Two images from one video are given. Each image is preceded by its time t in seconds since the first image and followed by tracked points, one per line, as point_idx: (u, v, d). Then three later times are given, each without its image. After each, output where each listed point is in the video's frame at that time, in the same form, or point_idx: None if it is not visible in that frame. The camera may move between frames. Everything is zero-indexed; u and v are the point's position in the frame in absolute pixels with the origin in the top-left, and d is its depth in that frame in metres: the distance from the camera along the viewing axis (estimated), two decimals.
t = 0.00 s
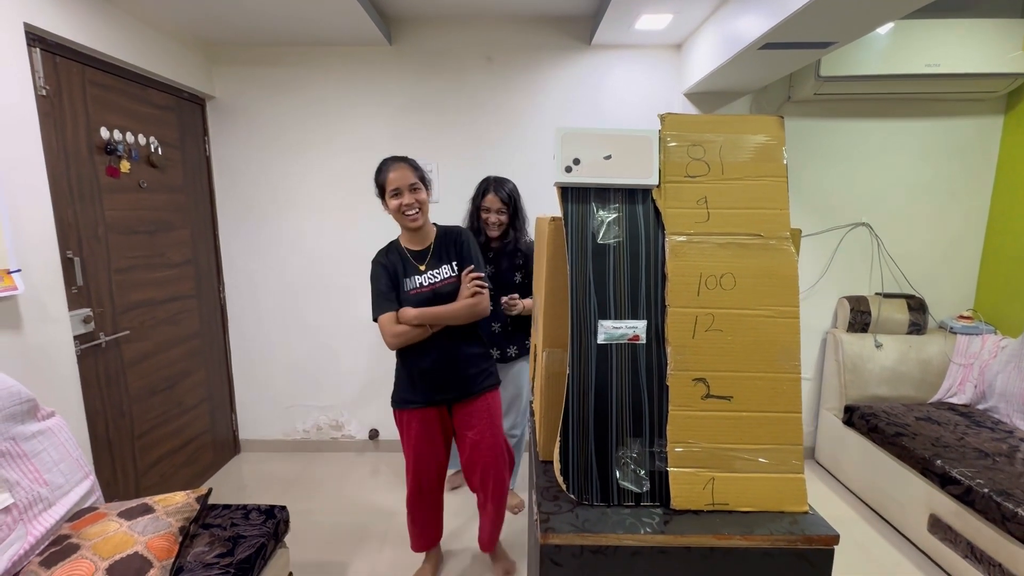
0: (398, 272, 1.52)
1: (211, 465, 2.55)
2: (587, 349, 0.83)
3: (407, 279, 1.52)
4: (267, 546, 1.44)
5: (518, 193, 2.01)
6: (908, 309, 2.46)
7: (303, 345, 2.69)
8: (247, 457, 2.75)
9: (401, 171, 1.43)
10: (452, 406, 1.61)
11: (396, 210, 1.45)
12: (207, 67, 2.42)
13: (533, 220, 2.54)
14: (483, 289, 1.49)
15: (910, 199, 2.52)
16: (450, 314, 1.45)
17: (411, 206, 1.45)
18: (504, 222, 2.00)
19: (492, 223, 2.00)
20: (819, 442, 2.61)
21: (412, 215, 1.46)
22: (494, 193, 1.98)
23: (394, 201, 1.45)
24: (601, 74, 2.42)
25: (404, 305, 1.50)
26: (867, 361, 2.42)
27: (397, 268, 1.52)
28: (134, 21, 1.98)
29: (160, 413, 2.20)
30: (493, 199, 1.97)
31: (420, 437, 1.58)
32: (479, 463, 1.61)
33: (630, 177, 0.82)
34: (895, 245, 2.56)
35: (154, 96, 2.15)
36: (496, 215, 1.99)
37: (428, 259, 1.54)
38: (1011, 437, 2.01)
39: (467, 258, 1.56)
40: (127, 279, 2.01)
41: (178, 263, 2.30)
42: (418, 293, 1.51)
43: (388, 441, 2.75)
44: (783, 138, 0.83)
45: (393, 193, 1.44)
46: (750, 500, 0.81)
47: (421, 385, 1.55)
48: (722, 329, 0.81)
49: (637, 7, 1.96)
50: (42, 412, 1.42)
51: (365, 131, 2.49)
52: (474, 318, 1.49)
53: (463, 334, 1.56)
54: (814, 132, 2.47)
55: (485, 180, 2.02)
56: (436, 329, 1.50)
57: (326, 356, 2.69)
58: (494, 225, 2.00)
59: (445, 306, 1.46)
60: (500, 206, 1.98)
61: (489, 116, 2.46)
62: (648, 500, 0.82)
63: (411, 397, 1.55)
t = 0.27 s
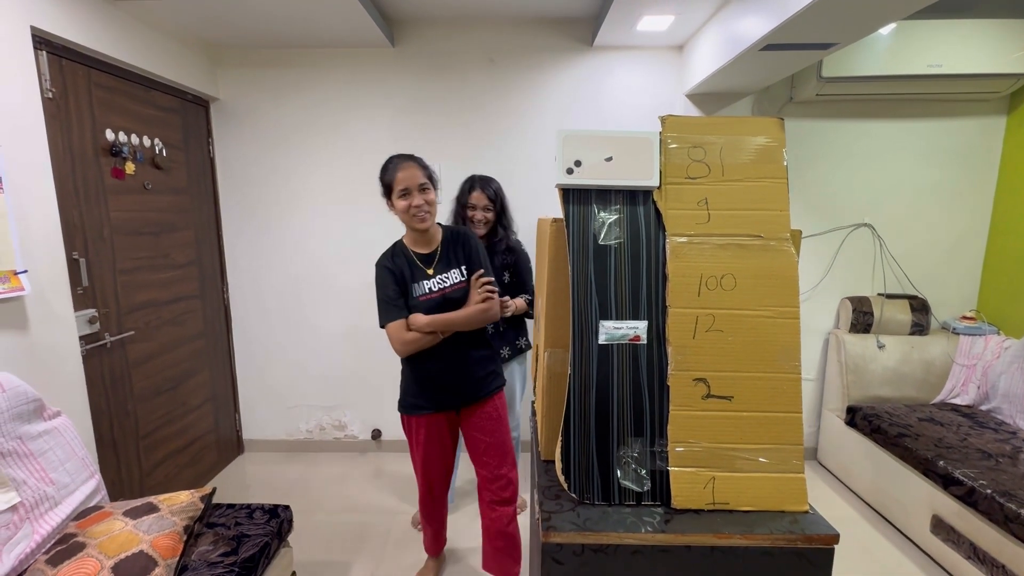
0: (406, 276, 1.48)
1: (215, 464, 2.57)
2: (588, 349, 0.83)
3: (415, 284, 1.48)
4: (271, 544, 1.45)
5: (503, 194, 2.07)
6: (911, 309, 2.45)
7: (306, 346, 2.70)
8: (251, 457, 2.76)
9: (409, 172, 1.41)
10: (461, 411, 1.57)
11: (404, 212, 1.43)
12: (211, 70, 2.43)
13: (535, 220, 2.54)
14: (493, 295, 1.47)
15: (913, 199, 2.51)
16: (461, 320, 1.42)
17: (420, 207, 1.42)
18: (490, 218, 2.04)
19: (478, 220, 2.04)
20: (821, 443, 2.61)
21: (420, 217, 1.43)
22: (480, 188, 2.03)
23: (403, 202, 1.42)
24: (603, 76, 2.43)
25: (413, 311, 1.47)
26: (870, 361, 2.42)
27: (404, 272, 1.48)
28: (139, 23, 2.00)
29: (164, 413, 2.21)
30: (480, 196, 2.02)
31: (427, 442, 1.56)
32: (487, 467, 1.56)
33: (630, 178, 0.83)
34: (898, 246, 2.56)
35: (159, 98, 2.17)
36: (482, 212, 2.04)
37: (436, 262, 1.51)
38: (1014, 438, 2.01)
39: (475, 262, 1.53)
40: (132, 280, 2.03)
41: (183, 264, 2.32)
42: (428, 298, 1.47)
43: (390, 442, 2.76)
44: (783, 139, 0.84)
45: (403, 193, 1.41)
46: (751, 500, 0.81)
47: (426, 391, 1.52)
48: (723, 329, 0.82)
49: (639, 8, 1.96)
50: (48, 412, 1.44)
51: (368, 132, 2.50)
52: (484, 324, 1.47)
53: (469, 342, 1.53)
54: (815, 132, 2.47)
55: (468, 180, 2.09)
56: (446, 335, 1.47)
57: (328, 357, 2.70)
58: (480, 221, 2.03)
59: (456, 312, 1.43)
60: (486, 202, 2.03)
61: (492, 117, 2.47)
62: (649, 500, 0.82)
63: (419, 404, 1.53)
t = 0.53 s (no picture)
0: (438, 280, 1.44)
1: (217, 465, 2.57)
2: (589, 351, 0.83)
3: (446, 288, 1.44)
4: (273, 546, 1.45)
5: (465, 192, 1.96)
6: (914, 311, 2.45)
7: (308, 347, 2.70)
8: (253, 458, 2.76)
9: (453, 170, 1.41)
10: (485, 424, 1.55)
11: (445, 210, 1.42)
12: (214, 72, 2.44)
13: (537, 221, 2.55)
14: (526, 306, 1.41)
15: (916, 200, 2.51)
16: (491, 329, 1.39)
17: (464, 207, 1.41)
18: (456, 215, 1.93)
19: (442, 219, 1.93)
20: (824, 445, 2.60)
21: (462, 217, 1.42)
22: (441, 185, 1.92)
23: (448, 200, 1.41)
24: (605, 77, 2.43)
25: (442, 317, 1.44)
26: (872, 363, 2.41)
27: (436, 276, 1.44)
28: (142, 26, 2.01)
29: (167, 414, 2.22)
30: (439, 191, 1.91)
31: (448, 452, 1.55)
32: (509, 483, 1.53)
33: (631, 181, 0.83)
34: (901, 247, 2.55)
35: (162, 100, 2.18)
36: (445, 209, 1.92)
37: (469, 267, 1.47)
38: (1019, 440, 2.00)
39: (510, 270, 1.50)
40: (135, 281, 2.03)
41: (185, 265, 2.32)
42: (460, 305, 1.44)
43: (392, 443, 2.76)
44: (785, 141, 0.84)
45: (447, 191, 1.41)
46: (751, 502, 0.81)
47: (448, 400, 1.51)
48: (724, 331, 0.82)
49: (640, 10, 1.96)
50: (51, 413, 1.45)
51: (370, 134, 2.50)
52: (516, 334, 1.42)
53: (496, 354, 1.51)
54: (818, 134, 2.46)
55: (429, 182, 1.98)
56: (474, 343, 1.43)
57: (330, 358, 2.71)
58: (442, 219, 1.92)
59: (487, 320, 1.39)
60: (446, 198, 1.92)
61: (494, 119, 2.47)
62: (650, 502, 0.82)
63: (443, 413, 1.51)
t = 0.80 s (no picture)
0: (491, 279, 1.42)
1: (220, 466, 2.58)
2: (592, 353, 0.83)
3: (499, 287, 1.43)
4: (275, 547, 1.45)
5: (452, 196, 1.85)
6: (917, 312, 2.43)
7: (311, 348, 2.71)
8: (255, 459, 2.77)
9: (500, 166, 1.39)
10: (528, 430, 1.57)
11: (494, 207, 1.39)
12: (218, 74, 2.45)
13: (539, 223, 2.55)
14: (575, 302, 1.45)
15: (920, 201, 2.50)
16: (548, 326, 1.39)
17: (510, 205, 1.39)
18: (447, 220, 1.82)
19: (433, 224, 1.82)
20: (828, 447, 2.59)
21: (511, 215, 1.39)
22: (428, 189, 1.80)
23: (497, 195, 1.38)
24: (607, 78, 2.43)
25: (498, 315, 1.42)
26: (876, 365, 2.40)
27: (487, 275, 1.42)
28: (146, 29, 2.02)
29: (170, 415, 2.22)
30: (426, 195, 1.79)
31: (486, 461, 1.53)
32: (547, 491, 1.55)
33: (634, 182, 0.83)
34: (904, 248, 2.54)
35: (166, 102, 2.19)
36: (434, 213, 1.80)
37: (515, 266, 1.49)
38: None
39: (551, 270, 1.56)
40: (138, 283, 2.04)
41: (189, 266, 2.33)
42: (513, 302, 1.44)
43: (394, 444, 2.76)
44: (787, 143, 0.84)
45: (500, 186, 1.36)
46: (754, 504, 0.81)
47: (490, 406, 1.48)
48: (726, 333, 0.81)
49: (642, 11, 1.96)
50: (55, 414, 1.45)
51: (372, 135, 2.51)
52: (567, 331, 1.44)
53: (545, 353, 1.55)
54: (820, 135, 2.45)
55: (411, 185, 1.85)
56: (528, 342, 1.43)
57: (333, 359, 2.71)
58: (433, 225, 1.81)
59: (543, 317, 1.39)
60: (435, 203, 1.80)
61: (496, 120, 2.48)
62: (652, 504, 0.82)
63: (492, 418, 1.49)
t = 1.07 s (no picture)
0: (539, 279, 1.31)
1: (222, 466, 2.58)
2: (594, 353, 0.83)
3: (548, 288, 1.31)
4: (278, 546, 1.45)
5: (463, 198, 1.78)
6: (921, 313, 2.44)
7: (313, 347, 2.71)
8: (257, 459, 2.77)
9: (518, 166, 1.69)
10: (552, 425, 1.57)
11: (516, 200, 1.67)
12: (221, 75, 2.46)
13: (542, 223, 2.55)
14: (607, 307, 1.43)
15: (923, 202, 2.49)
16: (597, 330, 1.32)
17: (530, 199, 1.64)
18: (457, 224, 1.75)
19: (440, 228, 1.74)
20: (831, 448, 2.58)
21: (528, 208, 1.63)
22: (437, 192, 1.73)
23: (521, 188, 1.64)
24: (609, 79, 2.43)
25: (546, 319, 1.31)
26: (880, 366, 2.38)
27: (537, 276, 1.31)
28: (150, 30, 2.03)
29: (174, 415, 2.23)
30: (435, 198, 1.72)
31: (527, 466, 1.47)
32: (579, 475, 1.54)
33: (637, 182, 0.83)
34: (908, 249, 2.53)
35: (169, 104, 2.20)
36: (443, 216, 1.73)
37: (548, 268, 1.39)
38: None
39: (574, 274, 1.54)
40: (142, 283, 2.05)
41: (192, 267, 2.34)
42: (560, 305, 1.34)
43: (397, 444, 2.76)
44: (791, 143, 0.84)
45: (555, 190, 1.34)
46: (757, 505, 0.81)
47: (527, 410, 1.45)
48: (730, 334, 0.81)
49: (645, 12, 1.96)
50: (58, 414, 1.46)
51: (375, 136, 2.52)
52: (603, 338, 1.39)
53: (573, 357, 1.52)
54: (823, 135, 2.45)
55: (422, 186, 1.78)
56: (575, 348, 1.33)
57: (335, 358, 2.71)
58: (442, 229, 1.73)
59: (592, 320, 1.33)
60: (445, 205, 1.73)
61: (498, 121, 2.48)
62: (655, 504, 0.82)
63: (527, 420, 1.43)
